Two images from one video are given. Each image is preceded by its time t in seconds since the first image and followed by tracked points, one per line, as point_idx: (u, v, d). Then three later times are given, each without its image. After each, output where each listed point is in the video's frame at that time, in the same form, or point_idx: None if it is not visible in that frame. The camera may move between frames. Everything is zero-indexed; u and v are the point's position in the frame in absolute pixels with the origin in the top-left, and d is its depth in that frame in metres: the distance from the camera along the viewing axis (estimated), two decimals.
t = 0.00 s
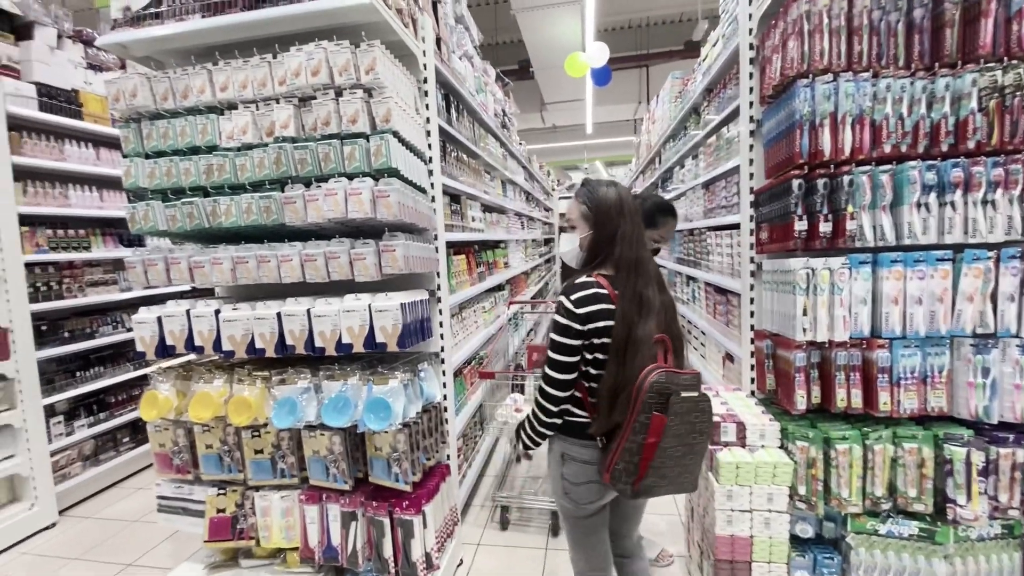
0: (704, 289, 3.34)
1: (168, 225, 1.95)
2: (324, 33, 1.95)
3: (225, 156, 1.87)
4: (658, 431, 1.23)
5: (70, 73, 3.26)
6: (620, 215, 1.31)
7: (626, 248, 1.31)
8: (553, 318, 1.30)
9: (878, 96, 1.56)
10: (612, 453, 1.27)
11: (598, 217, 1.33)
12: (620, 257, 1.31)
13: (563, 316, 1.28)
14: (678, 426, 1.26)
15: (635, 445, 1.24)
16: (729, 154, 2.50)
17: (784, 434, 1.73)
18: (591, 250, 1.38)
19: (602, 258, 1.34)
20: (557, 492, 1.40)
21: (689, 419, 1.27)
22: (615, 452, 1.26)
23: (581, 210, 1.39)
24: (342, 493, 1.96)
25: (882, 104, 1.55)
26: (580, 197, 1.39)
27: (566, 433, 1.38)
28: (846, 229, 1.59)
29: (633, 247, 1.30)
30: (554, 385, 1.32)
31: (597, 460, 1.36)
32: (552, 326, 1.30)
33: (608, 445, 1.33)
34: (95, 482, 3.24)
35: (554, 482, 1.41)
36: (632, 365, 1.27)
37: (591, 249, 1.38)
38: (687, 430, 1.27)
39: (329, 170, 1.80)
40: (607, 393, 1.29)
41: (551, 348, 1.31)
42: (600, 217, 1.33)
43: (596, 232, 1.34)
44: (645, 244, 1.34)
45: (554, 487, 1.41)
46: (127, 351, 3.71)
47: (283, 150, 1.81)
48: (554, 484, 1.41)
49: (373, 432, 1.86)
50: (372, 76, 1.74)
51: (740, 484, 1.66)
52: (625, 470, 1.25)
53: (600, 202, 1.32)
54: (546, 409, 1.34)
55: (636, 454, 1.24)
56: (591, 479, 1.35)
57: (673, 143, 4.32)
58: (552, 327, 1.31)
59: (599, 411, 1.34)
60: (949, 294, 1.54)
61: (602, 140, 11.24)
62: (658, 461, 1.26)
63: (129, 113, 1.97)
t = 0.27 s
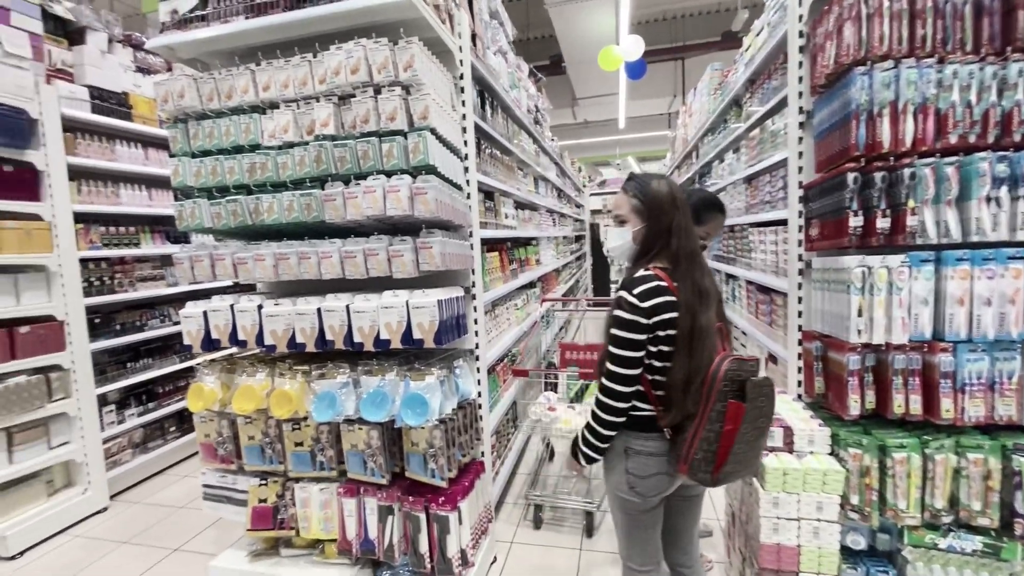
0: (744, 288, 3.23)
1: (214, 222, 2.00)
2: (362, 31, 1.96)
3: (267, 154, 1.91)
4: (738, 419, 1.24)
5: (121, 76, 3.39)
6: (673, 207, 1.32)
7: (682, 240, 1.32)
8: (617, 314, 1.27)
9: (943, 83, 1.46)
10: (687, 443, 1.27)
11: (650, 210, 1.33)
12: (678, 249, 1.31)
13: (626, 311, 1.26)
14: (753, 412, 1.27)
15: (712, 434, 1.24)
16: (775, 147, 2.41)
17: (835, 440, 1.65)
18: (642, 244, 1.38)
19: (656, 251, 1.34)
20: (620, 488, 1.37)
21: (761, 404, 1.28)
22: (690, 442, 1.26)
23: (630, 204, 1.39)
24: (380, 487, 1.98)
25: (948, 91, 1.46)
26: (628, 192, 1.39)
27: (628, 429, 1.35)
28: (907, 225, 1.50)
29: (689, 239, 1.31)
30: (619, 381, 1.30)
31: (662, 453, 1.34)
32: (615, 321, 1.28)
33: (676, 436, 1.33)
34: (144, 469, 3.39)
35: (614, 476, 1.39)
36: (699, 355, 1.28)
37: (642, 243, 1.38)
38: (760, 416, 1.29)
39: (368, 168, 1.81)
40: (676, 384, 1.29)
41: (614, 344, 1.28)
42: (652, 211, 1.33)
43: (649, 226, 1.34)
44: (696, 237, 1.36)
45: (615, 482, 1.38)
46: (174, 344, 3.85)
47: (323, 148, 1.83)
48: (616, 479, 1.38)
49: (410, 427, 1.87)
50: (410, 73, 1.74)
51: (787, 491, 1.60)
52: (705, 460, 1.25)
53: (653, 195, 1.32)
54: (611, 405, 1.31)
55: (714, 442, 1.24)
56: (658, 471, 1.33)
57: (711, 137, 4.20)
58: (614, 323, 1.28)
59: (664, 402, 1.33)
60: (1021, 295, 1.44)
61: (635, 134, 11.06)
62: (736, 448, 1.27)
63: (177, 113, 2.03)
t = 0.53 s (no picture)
0: (782, 283, 3.12)
1: (247, 218, 2.03)
2: (389, 26, 1.96)
3: (297, 151, 1.93)
4: (802, 415, 1.18)
5: (160, 77, 3.50)
6: (725, 199, 1.30)
7: (734, 232, 1.29)
8: (677, 306, 1.21)
9: (1004, 64, 1.37)
10: (749, 440, 1.23)
11: (701, 201, 1.31)
12: (731, 241, 1.29)
13: (687, 304, 1.20)
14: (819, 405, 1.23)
15: (775, 429, 1.21)
16: (816, 136, 2.30)
17: (881, 444, 1.58)
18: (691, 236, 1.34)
19: (707, 243, 1.31)
20: (677, 493, 1.31)
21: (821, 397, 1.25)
22: (753, 439, 1.22)
23: (677, 196, 1.36)
24: (409, 481, 1.99)
25: (1010, 73, 1.36)
26: (675, 184, 1.36)
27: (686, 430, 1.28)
28: (962, 217, 1.41)
29: (740, 231, 1.29)
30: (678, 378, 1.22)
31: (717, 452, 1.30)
32: (674, 314, 1.21)
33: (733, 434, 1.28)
34: (185, 457, 3.51)
35: (671, 481, 1.31)
36: (757, 350, 1.25)
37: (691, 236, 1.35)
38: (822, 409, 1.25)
39: (396, 163, 1.81)
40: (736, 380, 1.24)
41: (674, 339, 1.21)
42: (703, 203, 1.31)
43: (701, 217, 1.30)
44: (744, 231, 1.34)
45: (671, 487, 1.32)
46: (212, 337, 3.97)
47: (352, 144, 1.83)
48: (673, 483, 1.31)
49: (438, 422, 1.86)
50: (438, 67, 1.73)
51: (829, 496, 1.54)
52: (768, 456, 1.21)
53: (705, 187, 1.30)
54: (673, 405, 1.23)
55: (778, 437, 1.20)
56: (713, 472, 1.29)
57: (747, 127, 4.06)
58: (673, 316, 1.22)
59: (721, 399, 1.28)
60: None
61: (666, 126, 10.83)
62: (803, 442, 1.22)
63: (212, 112, 2.08)
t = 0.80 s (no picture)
0: (801, 277, 3.02)
1: (255, 216, 2.05)
2: (390, 21, 1.94)
3: (302, 148, 1.93)
4: (838, 407, 1.16)
5: (176, 79, 3.56)
6: (741, 190, 1.21)
7: (750, 225, 1.21)
8: (703, 303, 1.10)
9: None
10: (784, 437, 1.17)
11: (716, 193, 1.22)
12: (749, 234, 1.20)
13: (716, 301, 1.10)
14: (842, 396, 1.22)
15: (810, 423, 1.17)
16: (835, 124, 2.21)
17: (901, 444, 1.51)
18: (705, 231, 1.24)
19: (724, 238, 1.21)
20: (700, 495, 1.20)
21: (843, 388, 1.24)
22: (789, 435, 1.16)
23: (687, 189, 1.25)
24: (415, 477, 1.98)
25: None
26: (686, 176, 1.25)
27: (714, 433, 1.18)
28: (988, 206, 1.33)
29: (756, 224, 1.21)
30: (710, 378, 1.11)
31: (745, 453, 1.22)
32: (701, 312, 1.10)
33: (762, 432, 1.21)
34: (205, 450, 3.59)
35: (693, 482, 1.21)
36: (782, 344, 1.17)
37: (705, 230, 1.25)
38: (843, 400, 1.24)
39: (398, 159, 1.80)
40: (766, 377, 1.17)
41: (701, 338, 1.10)
42: (717, 195, 1.22)
43: (717, 210, 1.21)
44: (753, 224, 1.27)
45: (693, 488, 1.21)
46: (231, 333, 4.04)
47: (355, 140, 1.83)
48: (694, 483, 1.21)
49: (443, 419, 1.85)
50: (438, 60, 1.71)
51: (845, 499, 1.48)
52: (805, 452, 1.16)
53: (719, 178, 1.21)
54: (703, 408, 1.12)
55: (814, 432, 1.17)
56: (743, 475, 1.20)
57: (766, 117, 3.94)
58: (699, 315, 1.11)
59: (749, 399, 1.20)
60: None
61: (686, 118, 10.63)
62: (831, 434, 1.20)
63: (220, 111, 2.09)
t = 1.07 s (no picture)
0: (801, 274, 2.97)
1: (243, 217, 2.05)
2: (373, 19, 1.92)
3: (287, 149, 1.92)
4: (819, 410, 1.15)
5: (173, 81, 3.58)
6: (722, 187, 1.17)
7: (730, 224, 1.17)
8: (687, 304, 1.03)
9: None
10: (765, 442, 1.14)
11: (696, 190, 1.17)
12: (729, 233, 1.16)
13: (700, 302, 1.03)
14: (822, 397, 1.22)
15: (790, 426, 1.15)
16: (830, 118, 2.16)
17: (892, 446, 1.47)
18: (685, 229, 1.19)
19: (704, 237, 1.16)
20: (686, 506, 1.14)
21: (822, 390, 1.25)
22: (770, 439, 1.14)
23: (666, 185, 1.21)
24: (403, 479, 1.97)
25: None
26: (665, 171, 1.22)
27: (696, 440, 1.12)
28: (979, 200, 1.28)
29: (736, 222, 1.17)
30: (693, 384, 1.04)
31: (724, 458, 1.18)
32: (685, 314, 1.04)
33: (740, 437, 1.18)
34: (206, 450, 3.62)
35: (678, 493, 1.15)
36: (763, 347, 1.13)
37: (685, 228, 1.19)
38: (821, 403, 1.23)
39: (381, 158, 1.78)
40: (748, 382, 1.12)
41: (684, 342, 1.04)
42: (698, 191, 1.17)
43: (697, 207, 1.16)
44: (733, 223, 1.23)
45: (679, 500, 1.15)
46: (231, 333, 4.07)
47: (338, 140, 1.82)
48: (679, 493, 1.15)
49: (429, 420, 1.84)
50: (419, 58, 1.69)
51: (834, 502, 1.44)
52: (786, 457, 1.15)
53: (700, 174, 1.17)
54: (688, 415, 1.05)
55: (795, 437, 1.15)
56: (725, 479, 1.16)
57: (767, 111, 3.88)
58: (683, 316, 1.04)
59: (731, 403, 1.15)
60: None
61: (691, 112, 10.52)
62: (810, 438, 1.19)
63: (207, 113, 2.09)
